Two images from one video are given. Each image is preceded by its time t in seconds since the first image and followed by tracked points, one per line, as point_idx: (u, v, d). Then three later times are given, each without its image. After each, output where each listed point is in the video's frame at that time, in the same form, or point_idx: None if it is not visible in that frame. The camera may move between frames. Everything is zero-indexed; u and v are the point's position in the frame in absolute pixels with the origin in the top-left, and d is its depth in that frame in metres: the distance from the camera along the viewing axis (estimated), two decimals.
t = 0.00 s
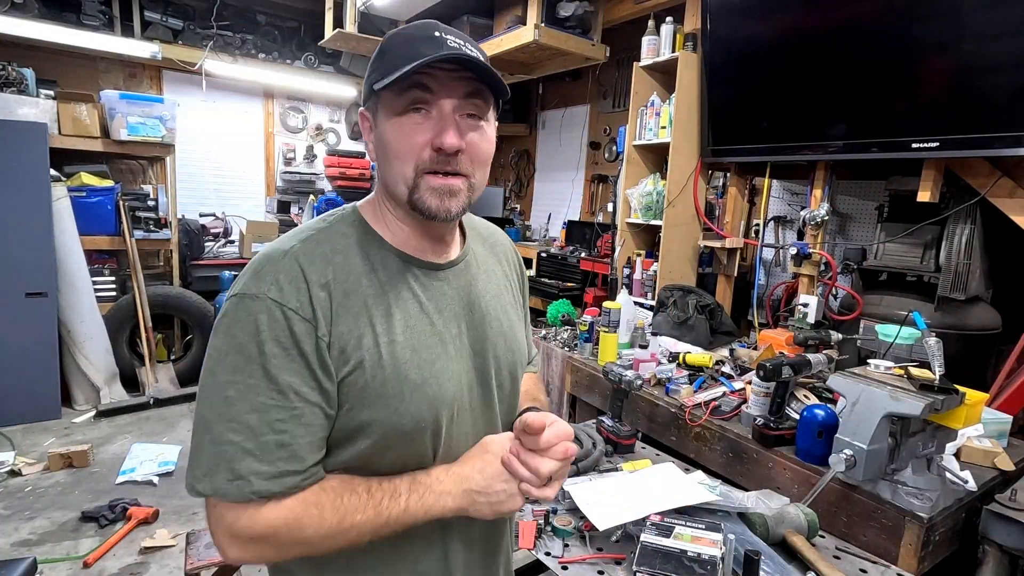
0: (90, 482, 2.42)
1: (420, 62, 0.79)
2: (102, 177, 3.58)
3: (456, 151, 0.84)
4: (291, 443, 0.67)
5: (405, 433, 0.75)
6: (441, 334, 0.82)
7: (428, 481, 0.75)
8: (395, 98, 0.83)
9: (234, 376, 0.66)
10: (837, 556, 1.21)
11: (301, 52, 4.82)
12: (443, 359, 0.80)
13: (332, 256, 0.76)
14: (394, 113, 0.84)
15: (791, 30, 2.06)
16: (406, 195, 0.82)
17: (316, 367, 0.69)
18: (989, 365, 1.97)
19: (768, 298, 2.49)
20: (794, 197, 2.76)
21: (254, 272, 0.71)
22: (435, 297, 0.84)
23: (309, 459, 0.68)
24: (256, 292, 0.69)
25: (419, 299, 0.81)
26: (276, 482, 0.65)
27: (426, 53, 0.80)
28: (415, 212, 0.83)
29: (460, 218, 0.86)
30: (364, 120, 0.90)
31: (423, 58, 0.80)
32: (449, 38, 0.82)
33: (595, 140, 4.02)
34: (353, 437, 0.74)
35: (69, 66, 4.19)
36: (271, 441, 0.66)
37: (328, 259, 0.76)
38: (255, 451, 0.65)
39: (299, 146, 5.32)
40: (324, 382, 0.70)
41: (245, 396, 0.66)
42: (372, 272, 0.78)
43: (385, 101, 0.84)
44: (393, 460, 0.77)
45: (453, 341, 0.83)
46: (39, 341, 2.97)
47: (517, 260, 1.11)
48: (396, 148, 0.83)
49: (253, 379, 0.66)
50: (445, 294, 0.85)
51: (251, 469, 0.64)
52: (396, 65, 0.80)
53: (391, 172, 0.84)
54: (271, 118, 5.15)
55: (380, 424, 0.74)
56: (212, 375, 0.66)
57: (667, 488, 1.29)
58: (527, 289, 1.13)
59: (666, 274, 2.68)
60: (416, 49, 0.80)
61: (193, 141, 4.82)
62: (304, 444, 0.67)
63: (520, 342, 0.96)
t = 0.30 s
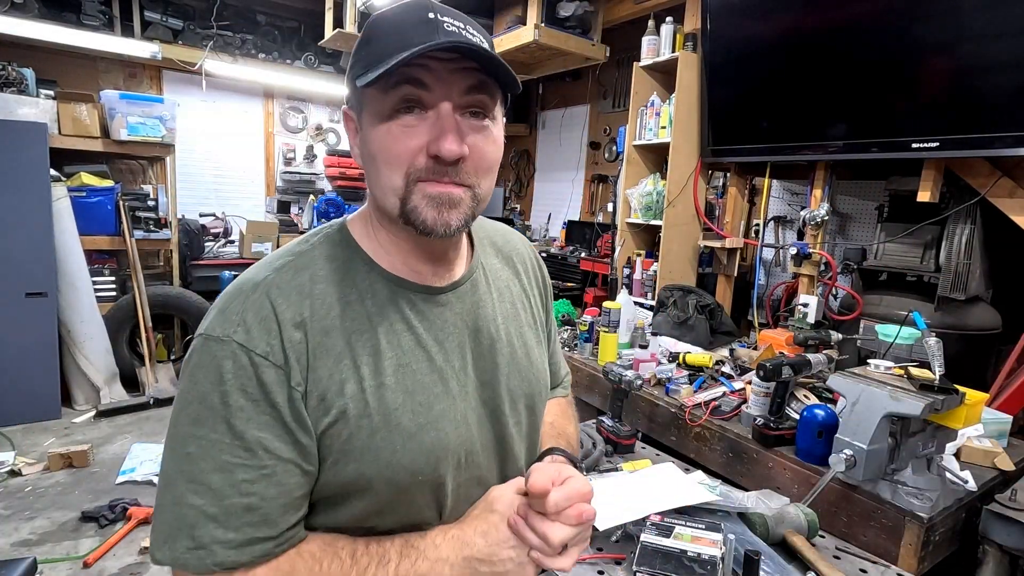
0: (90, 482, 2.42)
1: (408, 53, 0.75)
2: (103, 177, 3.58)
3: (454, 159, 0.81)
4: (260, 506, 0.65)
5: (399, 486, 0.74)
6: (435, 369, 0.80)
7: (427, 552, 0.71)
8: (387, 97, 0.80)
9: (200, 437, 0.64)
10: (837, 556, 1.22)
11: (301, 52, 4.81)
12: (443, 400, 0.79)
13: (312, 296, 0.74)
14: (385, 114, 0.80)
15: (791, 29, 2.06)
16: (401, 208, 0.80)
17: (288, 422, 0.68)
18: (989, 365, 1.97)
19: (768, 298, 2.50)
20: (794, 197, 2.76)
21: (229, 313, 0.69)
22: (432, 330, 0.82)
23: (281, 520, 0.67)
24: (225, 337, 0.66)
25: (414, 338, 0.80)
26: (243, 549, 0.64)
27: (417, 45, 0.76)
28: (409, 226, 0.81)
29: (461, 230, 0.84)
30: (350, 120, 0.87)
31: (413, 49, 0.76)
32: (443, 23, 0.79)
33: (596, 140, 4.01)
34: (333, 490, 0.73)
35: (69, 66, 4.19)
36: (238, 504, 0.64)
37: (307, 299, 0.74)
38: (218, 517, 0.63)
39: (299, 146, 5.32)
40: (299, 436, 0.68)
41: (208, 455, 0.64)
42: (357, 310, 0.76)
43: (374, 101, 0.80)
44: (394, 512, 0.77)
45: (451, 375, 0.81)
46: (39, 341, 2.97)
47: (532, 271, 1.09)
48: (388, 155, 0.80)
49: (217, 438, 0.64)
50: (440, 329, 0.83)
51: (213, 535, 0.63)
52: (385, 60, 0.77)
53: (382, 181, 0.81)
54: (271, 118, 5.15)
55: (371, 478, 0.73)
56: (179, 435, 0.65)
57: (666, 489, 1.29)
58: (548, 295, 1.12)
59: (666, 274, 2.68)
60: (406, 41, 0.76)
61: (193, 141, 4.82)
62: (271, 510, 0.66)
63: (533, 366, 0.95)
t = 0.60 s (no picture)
0: (90, 482, 2.42)
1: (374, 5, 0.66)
2: (103, 177, 3.58)
3: (451, 107, 0.74)
4: (208, 535, 0.56)
5: (418, 485, 0.67)
6: (448, 356, 0.72)
7: None
8: (355, 57, 0.71)
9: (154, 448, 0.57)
10: (837, 557, 1.22)
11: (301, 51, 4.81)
12: (456, 388, 0.71)
13: (299, 284, 0.67)
14: (362, 82, 0.72)
15: (791, 29, 2.06)
16: (407, 178, 0.73)
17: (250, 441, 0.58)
18: (989, 365, 1.97)
19: (768, 298, 2.50)
20: (795, 197, 2.76)
21: (202, 312, 0.61)
22: (439, 312, 0.74)
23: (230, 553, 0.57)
24: (195, 335, 0.59)
25: (421, 326, 0.72)
26: None
27: None
28: (421, 193, 0.74)
29: (473, 186, 0.78)
30: (315, 102, 0.78)
31: None
32: None
33: (596, 140, 4.01)
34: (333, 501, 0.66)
35: (69, 66, 4.19)
36: (183, 530, 0.55)
37: (294, 287, 0.66)
38: (159, 545, 0.55)
39: (299, 146, 5.32)
40: (275, 448, 0.59)
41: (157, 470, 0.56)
42: (352, 297, 0.69)
43: (340, 65, 0.72)
44: (416, 515, 0.70)
45: (467, 361, 0.74)
46: (38, 341, 2.97)
47: (525, 250, 1.02)
48: (377, 122, 0.72)
49: (168, 451, 0.56)
50: (446, 317, 0.75)
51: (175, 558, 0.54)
52: (342, 18, 0.67)
53: (374, 153, 0.73)
54: (271, 118, 5.15)
55: (385, 478, 0.65)
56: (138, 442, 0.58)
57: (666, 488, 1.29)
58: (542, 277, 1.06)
59: (666, 274, 2.68)
60: None
61: (193, 142, 4.83)
62: (219, 541, 0.56)
63: (544, 348, 0.87)
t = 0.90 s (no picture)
0: (90, 482, 2.42)
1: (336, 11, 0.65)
2: (103, 177, 3.58)
3: (427, 107, 0.74)
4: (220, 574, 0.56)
5: (449, 487, 0.66)
6: (455, 356, 0.71)
7: None
8: (325, 68, 0.71)
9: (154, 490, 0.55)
10: (837, 556, 1.22)
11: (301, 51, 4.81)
12: (469, 385, 0.71)
13: (303, 296, 0.65)
14: (334, 89, 0.72)
15: (791, 29, 2.06)
16: (389, 184, 0.73)
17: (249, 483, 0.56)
18: (989, 366, 1.98)
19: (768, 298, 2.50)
20: (794, 197, 2.76)
21: (192, 339, 0.59)
22: (441, 311, 0.74)
23: None
24: (194, 361, 0.57)
25: (433, 328, 0.72)
26: None
27: None
28: (406, 196, 0.74)
29: (456, 184, 0.78)
30: (290, 117, 0.78)
31: None
32: None
33: (596, 140, 4.01)
34: (361, 516, 0.64)
35: (69, 66, 4.19)
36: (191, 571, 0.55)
37: (292, 299, 0.65)
38: None
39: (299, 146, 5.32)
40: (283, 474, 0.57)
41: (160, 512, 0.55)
42: (360, 302, 0.68)
43: (310, 77, 0.72)
44: (450, 520, 0.68)
45: (474, 361, 0.73)
46: (39, 341, 2.96)
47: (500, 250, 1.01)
48: (354, 130, 0.72)
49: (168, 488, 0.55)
50: (449, 318, 0.74)
51: None
52: (305, 26, 0.67)
53: (354, 162, 0.73)
54: (271, 118, 5.15)
55: (415, 483, 0.64)
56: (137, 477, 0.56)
57: (667, 489, 1.29)
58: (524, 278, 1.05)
59: (666, 274, 2.68)
60: None
61: (193, 141, 4.83)
62: None
63: (541, 344, 0.87)
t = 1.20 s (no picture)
0: (90, 482, 2.42)
1: (355, 14, 0.65)
2: (102, 177, 3.58)
3: (441, 110, 0.74)
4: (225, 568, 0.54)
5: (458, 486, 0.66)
6: (467, 355, 0.71)
7: None
8: (341, 68, 0.71)
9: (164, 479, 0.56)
10: (837, 556, 1.22)
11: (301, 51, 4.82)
12: (480, 384, 0.70)
13: (315, 291, 0.65)
14: (349, 90, 0.72)
15: (792, 29, 2.06)
16: (400, 186, 0.73)
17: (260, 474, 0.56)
18: (989, 365, 1.97)
19: (768, 298, 2.50)
20: (794, 197, 2.76)
21: (207, 328, 0.59)
22: (451, 310, 0.74)
23: None
24: (206, 349, 0.58)
25: (445, 326, 0.72)
26: None
27: None
28: (415, 197, 0.74)
29: (466, 188, 0.79)
30: (303, 114, 0.78)
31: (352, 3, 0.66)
32: None
33: (596, 140, 4.01)
34: (371, 513, 0.64)
35: (69, 66, 4.19)
36: (197, 563, 0.54)
37: (305, 294, 0.65)
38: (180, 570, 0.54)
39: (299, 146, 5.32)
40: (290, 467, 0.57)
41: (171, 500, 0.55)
42: (371, 297, 0.68)
43: (326, 76, 0.72)
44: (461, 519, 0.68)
45: (484, 361, 0.73)
46: (39, 341, 2.97)
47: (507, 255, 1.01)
48: (368, 131, 0.72)
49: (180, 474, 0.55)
50: (460, 317, 0.74)
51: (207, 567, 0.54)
52: (323, 26, 0.66)
53: (366, 162, 0.73)
54: (271, 118, 5.15)
55: (424, 481, 0.64)
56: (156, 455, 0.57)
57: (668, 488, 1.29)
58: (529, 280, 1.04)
59: (666, 274, 2.68)
60: None
61: (193, 141, 4.83)
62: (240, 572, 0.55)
63: (546, 347, 0.87)
